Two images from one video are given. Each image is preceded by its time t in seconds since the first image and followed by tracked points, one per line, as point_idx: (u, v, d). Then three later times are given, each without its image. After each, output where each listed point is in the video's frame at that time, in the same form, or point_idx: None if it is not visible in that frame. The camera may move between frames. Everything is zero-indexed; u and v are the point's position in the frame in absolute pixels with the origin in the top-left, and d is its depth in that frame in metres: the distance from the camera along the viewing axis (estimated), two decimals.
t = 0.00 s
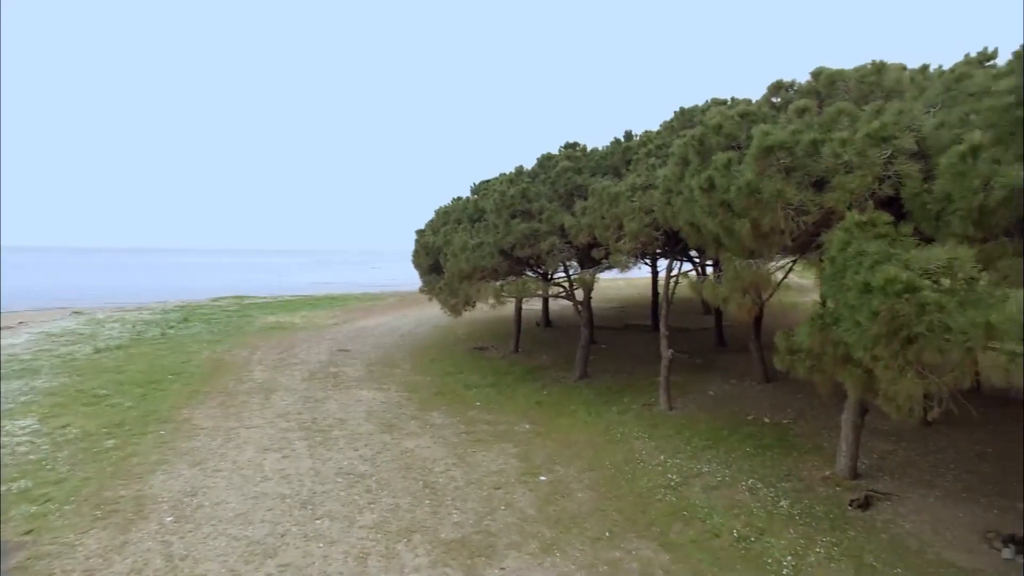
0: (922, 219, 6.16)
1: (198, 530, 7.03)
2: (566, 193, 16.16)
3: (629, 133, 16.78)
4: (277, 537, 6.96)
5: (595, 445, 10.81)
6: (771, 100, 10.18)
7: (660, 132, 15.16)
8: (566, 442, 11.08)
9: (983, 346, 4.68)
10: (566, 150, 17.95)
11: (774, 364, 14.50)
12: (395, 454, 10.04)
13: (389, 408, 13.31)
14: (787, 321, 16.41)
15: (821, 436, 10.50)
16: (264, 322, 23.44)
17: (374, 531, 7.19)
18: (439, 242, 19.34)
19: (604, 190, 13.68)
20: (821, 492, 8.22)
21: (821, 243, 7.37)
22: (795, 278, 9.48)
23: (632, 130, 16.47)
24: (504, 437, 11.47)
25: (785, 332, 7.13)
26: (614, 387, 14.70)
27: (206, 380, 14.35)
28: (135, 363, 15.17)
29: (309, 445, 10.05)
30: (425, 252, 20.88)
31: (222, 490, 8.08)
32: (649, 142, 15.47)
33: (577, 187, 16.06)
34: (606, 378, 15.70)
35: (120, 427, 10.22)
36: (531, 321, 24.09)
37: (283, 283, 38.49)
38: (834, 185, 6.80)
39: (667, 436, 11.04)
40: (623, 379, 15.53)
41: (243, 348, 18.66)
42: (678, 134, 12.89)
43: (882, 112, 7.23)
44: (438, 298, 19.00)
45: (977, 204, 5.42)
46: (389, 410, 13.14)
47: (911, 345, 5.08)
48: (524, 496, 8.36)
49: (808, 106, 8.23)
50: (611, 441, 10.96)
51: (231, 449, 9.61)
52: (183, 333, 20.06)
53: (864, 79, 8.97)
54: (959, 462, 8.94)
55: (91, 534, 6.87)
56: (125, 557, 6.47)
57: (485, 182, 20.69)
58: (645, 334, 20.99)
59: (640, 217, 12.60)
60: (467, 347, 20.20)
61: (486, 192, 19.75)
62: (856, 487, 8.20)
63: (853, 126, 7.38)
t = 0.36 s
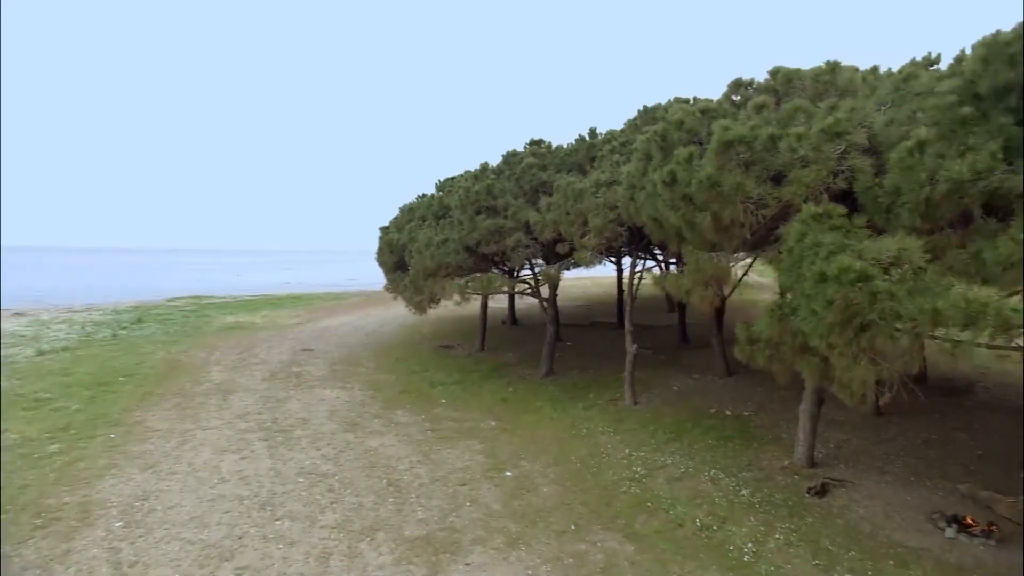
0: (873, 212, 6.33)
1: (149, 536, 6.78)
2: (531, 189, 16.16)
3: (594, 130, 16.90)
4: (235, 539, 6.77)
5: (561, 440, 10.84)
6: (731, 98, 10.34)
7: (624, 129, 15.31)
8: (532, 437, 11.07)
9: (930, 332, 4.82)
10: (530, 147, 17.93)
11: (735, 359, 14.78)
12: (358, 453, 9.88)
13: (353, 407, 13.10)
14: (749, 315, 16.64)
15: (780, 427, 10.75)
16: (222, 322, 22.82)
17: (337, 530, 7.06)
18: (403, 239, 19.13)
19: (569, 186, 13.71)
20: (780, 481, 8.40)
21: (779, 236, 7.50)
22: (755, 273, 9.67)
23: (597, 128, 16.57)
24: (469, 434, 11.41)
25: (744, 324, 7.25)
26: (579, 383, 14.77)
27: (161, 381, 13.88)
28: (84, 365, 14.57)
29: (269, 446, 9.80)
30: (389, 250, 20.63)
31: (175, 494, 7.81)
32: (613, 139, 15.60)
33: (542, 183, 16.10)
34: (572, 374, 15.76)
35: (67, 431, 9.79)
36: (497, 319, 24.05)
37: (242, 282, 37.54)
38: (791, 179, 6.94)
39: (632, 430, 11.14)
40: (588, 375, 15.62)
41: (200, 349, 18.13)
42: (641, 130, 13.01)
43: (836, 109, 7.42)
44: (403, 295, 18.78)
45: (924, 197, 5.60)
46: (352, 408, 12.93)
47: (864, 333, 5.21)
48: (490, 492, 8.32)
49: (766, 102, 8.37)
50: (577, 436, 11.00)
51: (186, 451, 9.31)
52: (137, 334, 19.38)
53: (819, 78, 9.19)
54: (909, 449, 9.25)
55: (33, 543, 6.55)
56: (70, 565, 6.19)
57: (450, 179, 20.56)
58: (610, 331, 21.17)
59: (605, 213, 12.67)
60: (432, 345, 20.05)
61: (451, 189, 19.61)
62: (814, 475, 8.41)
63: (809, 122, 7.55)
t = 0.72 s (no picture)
0: (833, 205, 6.45)
1: (102, 542, 6.53)
2: (500, 186, 16.08)
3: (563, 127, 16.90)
4: (194, 542, 6.56)
5: (531, 436, 10.83)
6: (697, 95, 10.42)
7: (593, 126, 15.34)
8: (502, 434, 11.03)
9: (888, 321, 4.93)
10: (500, 144, 17.84)
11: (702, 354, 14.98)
12: (325, 452, 9.69)
13: (319, 406, 12.87)
14: (714, 310, 16.53)
15: (746, 420, 10.92)
16: (184, 322, 22.21)
17: (302, 530, 6.91)
18: (371, 236, 18.87)
19: (538, 182, 13.67)
20: (745, 472, 8.52)
21: (743, 231, 7.60)
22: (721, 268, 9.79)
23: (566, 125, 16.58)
24: (439, 432, 11.31)
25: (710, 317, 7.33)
26: (549, 380, 14.79)
27: (118, 382, 13.42)
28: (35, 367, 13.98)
29: (232, 447, 9.55)
30: (357, 247, 20.35)
31: (131, 498, 7.55)
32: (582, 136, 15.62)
33: (511, 180, 16.03)
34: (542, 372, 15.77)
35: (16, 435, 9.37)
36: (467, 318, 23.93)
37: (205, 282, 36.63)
38: (756, 173, 7.04)
39: (601, 425, 11.19)
40: (557, 372, 15.64)
41: (160, 349, 17.60)
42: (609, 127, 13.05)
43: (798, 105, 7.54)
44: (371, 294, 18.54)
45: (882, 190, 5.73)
46: (319, 408, 12.71)
47: (826, 322, 5.30)
48: (460, 489, 8.25)
49: (731, 99, 8.48)
50: (547, 432, 11.00)
51: (144, 454, 9.01)
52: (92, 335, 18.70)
53: (782, 76, 9.34)
54: (868, 439, 9.49)
55: None
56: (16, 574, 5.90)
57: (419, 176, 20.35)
58: (580, 329, 21.26)
59: (574, 209, 12.68)
60: (402, 344, 19.85)
61: (419, 186, 19.40)
62: (778, 466, 8.56)
63: (772, 118, 7.66)
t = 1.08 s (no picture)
0: (794, 198, 6.56)
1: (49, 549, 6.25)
2: (467, 182, 15.99)
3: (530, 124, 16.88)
4: (149, 547, 6.34)
5: (499, 432, 10.80)
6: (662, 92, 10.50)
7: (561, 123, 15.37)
8: (469, 430, 10.97)
9: (845, 311, 5.04)
10: (467, 140, 17.72)
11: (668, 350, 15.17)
12: (288, 452, 9.49)
13: (283, 406, 12.61)
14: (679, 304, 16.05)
15: (710, 413, 11.08)
16: (140, 322, 21.51)
17: (264, 531, 6.74)
18: (337, 234, 18.59)
19: (505, 178, 13.62)
20: (710, 464, 8.64)
21: (706, 225, 7.70)
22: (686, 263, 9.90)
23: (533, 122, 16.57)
24: (406, 429, 11.19)
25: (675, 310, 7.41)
26: (517, 377, 14.78)
27: (68, 384, 12.90)
28: None
29: (191, 449, 9.27)
30: (321, 245, 20.02)
31: (81, 503, 7.25)
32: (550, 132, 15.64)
33: (478, 176, 15.94)
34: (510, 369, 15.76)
35: None
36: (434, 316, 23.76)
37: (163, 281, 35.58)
38: (718, 167, 7.13)
39: (569, 420, 11.23)
40: (526, 370, 15.64)
41: (115, 350, 17.00)
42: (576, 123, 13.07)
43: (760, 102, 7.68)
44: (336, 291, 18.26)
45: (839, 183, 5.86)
46: (283, 407, 12.44)
47: (786, 312, 5.39)
48: (427, 485, 8.17)
49: (695, 95, 8.58)
50: (515, 427, 10.99)
51: (95, 458, 8.67)
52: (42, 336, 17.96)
53: (744, 74, 9.49)
54: (827, 430, 9.72)
55: None
56: None
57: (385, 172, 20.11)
58: (548, 326, 21.31)
59: (541, 205, 12.68)
60: (369, 343, 19.61)
61: (385, 182, 19.17)
62: (741, 456, 8.71)
63: (735, 114, 7.78)
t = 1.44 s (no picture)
0: (755, 192, 6.64)
1: None
2: (434, 178, 15.83)
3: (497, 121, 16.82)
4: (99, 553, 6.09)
5: (466, 429, 10.73)
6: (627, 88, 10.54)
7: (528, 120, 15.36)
8: (436, 428, 10.87)
9: (804, 301, 5.14)
10: (433, 136, 17.57)
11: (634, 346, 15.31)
12: (249, 453, 9.26)
13: (244, 406, 12.30)
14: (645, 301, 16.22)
15: (676, 407, 11.22)
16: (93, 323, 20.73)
17: (222, 534, 6.55)
18: (300, 231, 18.25)
19: (471, 174, 13.54)
20: (675, 456, 8.74)
21: (669, 220, 7.79)
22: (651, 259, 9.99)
23: (500, 118, 16.52)
24: (371, 428, 11.03)
25: (640, 303, 7.46)
26: (485, 375, 14.72)
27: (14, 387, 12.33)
28: None
29: (146, 451, 8.96)
30: (284, 242, 19.62)
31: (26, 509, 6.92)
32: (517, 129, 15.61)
33: (444, 173, 15.80)
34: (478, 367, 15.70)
35: None
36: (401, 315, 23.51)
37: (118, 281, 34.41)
38: (682, 162, 7.20)
39: (536, 416, 11.23)
40: (493, 367, 15.59)
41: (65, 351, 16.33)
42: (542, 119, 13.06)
43: (722, 98, 7.77)
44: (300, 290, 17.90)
45: (798, 176, 5.97)
46: (244, 408, 12.13)
47: (747, 303, 5.48)
48: (393, 483, 8.06)
49: (659, 92, 8.63)
50: (483, 424, 10.94)
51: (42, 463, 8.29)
52: None
53: (706, 72, 9.61)
54: (788, 422, 9.93)
55: None
56: None
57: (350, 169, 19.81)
58: (515, 325, 21.31)
59: (508, 201, 12.64)
60: (334, 342, 19.30)
61: (350, 178, 18.88)
62: (705, 448, 8.84)
63: (698, 110, 7.86)
